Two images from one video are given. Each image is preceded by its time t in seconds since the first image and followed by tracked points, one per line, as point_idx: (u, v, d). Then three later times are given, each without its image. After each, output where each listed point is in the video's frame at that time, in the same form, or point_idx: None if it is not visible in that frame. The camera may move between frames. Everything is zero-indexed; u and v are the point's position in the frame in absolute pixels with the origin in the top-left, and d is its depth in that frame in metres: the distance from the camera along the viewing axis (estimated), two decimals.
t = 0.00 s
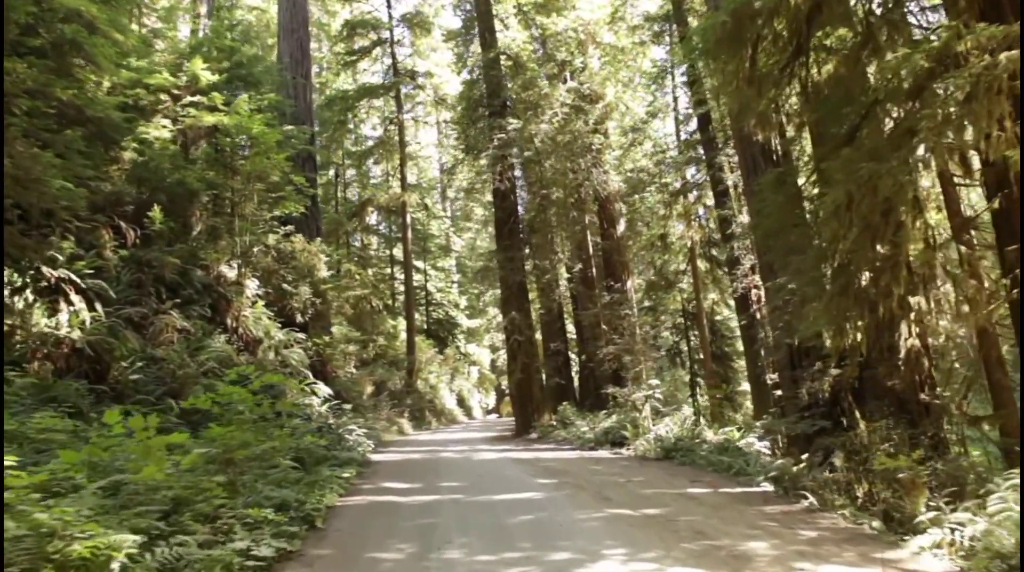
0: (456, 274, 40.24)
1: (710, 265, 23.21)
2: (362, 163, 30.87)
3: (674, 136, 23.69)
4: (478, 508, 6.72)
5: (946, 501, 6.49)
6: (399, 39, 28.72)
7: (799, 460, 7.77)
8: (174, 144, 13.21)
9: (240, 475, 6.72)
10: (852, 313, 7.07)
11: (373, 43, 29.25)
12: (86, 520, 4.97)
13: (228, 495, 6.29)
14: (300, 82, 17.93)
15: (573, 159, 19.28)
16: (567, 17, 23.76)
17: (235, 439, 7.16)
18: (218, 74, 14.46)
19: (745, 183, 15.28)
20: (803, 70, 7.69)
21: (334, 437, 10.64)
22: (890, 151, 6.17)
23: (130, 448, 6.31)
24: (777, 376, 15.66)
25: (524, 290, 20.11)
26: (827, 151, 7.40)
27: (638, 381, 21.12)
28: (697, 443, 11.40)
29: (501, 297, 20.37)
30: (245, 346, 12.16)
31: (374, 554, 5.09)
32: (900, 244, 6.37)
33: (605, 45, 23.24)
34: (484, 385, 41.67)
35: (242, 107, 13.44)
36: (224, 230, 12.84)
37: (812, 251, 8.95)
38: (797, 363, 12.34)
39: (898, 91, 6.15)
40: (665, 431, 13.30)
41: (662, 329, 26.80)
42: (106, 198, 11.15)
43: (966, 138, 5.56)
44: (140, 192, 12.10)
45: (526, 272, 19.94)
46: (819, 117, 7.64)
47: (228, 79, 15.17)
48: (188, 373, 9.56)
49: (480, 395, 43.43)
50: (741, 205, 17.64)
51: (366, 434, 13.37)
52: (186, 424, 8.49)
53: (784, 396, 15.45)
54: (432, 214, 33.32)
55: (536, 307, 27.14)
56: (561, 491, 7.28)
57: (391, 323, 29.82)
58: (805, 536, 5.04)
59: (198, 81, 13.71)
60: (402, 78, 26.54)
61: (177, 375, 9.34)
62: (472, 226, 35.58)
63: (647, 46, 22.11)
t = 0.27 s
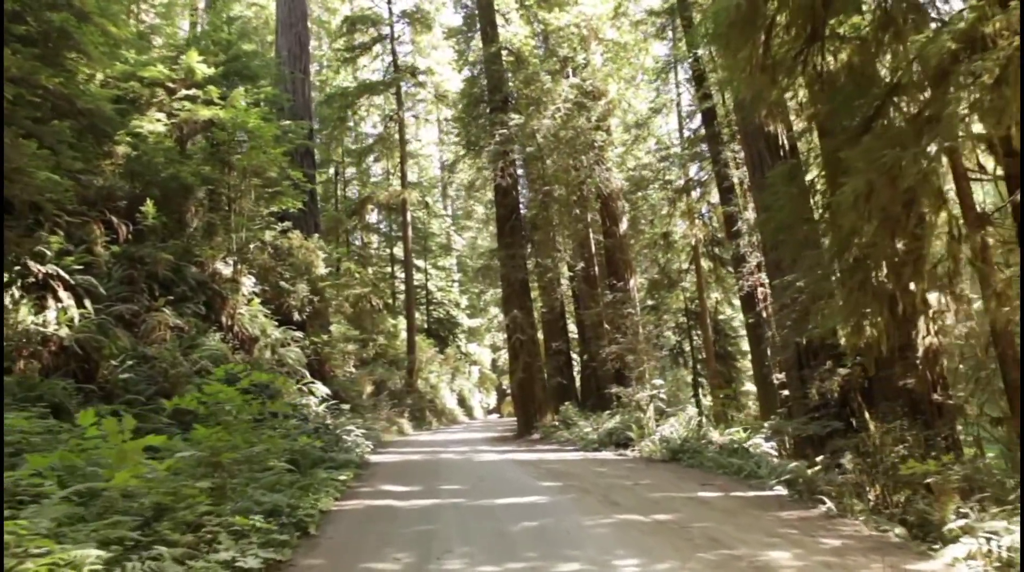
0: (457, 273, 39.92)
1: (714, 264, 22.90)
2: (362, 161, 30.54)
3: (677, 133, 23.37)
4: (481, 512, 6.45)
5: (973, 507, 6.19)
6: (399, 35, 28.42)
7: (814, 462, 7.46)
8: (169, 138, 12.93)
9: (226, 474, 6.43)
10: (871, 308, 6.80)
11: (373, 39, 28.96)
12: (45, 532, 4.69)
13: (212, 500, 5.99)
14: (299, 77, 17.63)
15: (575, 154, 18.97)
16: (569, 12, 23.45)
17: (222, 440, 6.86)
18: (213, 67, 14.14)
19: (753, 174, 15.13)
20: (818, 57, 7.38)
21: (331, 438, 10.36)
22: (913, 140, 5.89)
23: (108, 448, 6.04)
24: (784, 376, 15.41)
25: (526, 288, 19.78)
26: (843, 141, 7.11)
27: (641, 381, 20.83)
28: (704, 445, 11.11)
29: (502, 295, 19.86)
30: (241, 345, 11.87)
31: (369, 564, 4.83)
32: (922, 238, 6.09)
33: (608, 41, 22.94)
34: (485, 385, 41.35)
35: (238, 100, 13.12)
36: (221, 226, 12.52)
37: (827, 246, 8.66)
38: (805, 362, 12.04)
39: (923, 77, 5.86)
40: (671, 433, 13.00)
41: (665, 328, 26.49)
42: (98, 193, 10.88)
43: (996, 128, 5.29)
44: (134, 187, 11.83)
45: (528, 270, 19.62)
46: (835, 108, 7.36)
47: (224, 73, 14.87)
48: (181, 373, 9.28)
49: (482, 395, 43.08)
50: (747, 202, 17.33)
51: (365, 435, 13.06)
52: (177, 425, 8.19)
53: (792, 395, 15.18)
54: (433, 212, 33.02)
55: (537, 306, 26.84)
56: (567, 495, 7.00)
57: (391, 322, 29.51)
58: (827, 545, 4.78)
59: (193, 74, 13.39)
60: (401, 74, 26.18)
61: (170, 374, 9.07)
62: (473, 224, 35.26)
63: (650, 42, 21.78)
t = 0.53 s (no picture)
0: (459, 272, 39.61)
1: (717, 263, 22.61)
2: (362, 159, 30.23)
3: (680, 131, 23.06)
4: (484, 517, 6.17)
5: (1002, 513, 5.86)
6: (400, 31, 28.13)
7: (829, 465, 7.19)
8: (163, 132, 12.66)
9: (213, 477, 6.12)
10: (891, 305, 6.52)
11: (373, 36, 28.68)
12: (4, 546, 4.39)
13: (194, 506, 5.69)
14: (297, 71, 17.28)
15: (578, 151, 18.67)
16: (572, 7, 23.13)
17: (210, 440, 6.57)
18: (209, 61, 13.83)
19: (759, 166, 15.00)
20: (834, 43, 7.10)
21: (328, 438, 10.08)
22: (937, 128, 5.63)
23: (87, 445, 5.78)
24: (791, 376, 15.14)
25: (528, 286, 19.49)
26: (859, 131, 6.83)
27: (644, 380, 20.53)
28: (711, 446, 10.83)
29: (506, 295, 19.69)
30: (237, 343, 11.59)
31: None
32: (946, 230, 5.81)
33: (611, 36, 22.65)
34: (486, 385, 41.08)
35: (235, 94, 12.83)
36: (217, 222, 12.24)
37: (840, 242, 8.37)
38: (814, 362, 11.77)
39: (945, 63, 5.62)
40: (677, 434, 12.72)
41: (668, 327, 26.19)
42: (90, 187, 10.61)
43: None
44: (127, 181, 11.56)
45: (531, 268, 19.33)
46: (848, 98, 7.12)
47: (220, 67, 14.58)
48: (173, 372, 8.99)
49: (483, 395, 42.75)
50: (753, 199, 17.04)
51: (363, 436, 12.78)
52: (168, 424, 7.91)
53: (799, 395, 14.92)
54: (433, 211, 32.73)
55: (539, 305, 26.54)
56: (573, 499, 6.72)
57: (391, 321, 29.24)
58: (852, 556, 4.52)
59: (188, 67, 13.08)
60: (402, 70, 25.87)
61: (162, 372, 8.80)
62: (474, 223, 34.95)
63: (654, 38, 21.45)
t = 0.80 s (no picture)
0: (460, 272, 39.31)
1: (721, 262, 22.32)
2: (362, 157, 29.94)
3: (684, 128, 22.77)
4: (485, 524, 5.90)
5: None
6: (401, 28, 27.86)
7: (846, 468, 6.89)
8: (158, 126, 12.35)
9: (199, 481, 5.86)
10: (914, 301, 6.22)
11: (374, 32, 28.41)
12: None
13: (177, 515, 5.43)
14: (296, 66, 16.98)
15: (581, 147, 18.38)
16: (574, 3, 22.82)
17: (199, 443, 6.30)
18: (206, 54, 13.54)
19: (765, 160, 14.87)
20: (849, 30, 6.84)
21: (326, 439, 9.79)
22: (965, 112, 5.35)
23: (66, 445, 5.53)
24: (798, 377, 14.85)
25: (530, 284, 19.20)
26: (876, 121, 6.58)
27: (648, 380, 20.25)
28: (719, 448, 10.53)
29: (508, 293, 19.41)
30: (232, 342, 11.31)
31: None
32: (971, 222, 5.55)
33: (614, 33, 22.37)
34: (488, 385, 40.79)
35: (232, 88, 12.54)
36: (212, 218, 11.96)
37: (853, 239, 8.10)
38: (824, 362, 11.47)
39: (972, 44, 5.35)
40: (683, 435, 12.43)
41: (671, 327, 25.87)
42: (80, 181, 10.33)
43: None
44: (120, 175, 11.30)
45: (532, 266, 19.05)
46: (863, 87, 6.83)
47: (217, 61, 14.30)
48: (164, 372, 8.70)
49: (484, 395, 42.40)
50: (759, 196, 16.75)
51: (362, 437, 12.50)
52: (157, 425, 7.62)
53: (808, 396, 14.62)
54: (434, 210, 32.45)
55: (541, 304, 26.24)
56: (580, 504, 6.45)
57: (392, 320, 28.95)
58: (881, 568, 4.23)
59: (184, 60, 12.80)
60: (402, 67, 25.59)
61: (153, 371, 8.53)
62: (475, 222, 34.68)
63: (657, 34, 21.17)
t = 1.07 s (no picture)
0: (461, 271, 39.02)
1: (725, 261, 22.05)
2: (362, 155, 29.66)
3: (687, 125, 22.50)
4: (487, 532, 5.62)
5: None
6: (401, 24, 27.57)
7: (867, 473, 6.58)
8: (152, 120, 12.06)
9: (188, 484, 5.62)
10: (939, 296, 5.91)
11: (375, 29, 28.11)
12: None
13: (157, 525, 5.05)
14: (294, 61, 16.67)
15: (584, 144, 18.09)
16: None
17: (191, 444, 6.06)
18: (201, 47, 13.24)
19: (773, 157, 14.84)
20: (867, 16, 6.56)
21: (323, 440, 9.51)
22: (996, 96, 5.06)
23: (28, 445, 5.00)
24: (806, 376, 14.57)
25: (533, 283, 18.90)
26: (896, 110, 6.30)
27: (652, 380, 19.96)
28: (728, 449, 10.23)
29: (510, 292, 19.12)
30: (227, 341, 11.02)
31: None
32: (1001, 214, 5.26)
33: (617, 29, 22.08)
34: (488, 385, 40.53)
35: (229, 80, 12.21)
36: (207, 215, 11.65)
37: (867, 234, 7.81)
38: (834, 361, 11.16)
39: (1003, 25, 5.07)
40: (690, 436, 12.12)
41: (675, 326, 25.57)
42: (71, 176, 10.04)
43: None
44: (113, 170, 11.02)
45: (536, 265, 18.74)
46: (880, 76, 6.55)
47: (213, 55, 13.99)
48: (156, 371, 8.40)
49: (486, 395, 42.10)
50: (765, 193, 16.46)
51: (361, 439, 12.21)
52: (145, 427, 7.32)
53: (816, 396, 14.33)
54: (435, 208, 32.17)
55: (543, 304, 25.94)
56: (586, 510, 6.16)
57: (392, 320, 28.68)
58: None
59: (180, 52, 12.48)
60: (403, 64, 25.34)
61: (145, 371, 8.25)
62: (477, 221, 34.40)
63: (661, 30, 20.87)
